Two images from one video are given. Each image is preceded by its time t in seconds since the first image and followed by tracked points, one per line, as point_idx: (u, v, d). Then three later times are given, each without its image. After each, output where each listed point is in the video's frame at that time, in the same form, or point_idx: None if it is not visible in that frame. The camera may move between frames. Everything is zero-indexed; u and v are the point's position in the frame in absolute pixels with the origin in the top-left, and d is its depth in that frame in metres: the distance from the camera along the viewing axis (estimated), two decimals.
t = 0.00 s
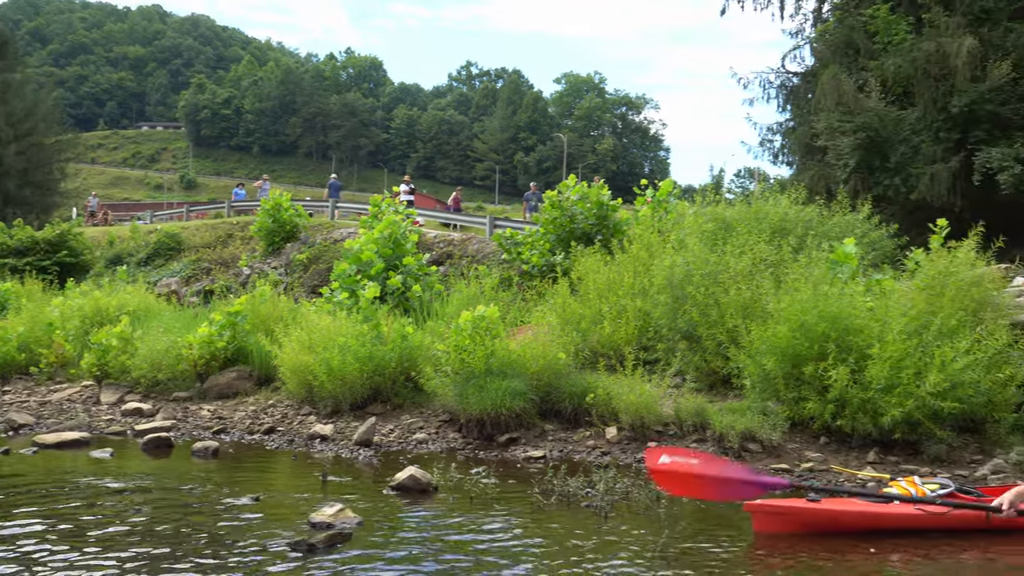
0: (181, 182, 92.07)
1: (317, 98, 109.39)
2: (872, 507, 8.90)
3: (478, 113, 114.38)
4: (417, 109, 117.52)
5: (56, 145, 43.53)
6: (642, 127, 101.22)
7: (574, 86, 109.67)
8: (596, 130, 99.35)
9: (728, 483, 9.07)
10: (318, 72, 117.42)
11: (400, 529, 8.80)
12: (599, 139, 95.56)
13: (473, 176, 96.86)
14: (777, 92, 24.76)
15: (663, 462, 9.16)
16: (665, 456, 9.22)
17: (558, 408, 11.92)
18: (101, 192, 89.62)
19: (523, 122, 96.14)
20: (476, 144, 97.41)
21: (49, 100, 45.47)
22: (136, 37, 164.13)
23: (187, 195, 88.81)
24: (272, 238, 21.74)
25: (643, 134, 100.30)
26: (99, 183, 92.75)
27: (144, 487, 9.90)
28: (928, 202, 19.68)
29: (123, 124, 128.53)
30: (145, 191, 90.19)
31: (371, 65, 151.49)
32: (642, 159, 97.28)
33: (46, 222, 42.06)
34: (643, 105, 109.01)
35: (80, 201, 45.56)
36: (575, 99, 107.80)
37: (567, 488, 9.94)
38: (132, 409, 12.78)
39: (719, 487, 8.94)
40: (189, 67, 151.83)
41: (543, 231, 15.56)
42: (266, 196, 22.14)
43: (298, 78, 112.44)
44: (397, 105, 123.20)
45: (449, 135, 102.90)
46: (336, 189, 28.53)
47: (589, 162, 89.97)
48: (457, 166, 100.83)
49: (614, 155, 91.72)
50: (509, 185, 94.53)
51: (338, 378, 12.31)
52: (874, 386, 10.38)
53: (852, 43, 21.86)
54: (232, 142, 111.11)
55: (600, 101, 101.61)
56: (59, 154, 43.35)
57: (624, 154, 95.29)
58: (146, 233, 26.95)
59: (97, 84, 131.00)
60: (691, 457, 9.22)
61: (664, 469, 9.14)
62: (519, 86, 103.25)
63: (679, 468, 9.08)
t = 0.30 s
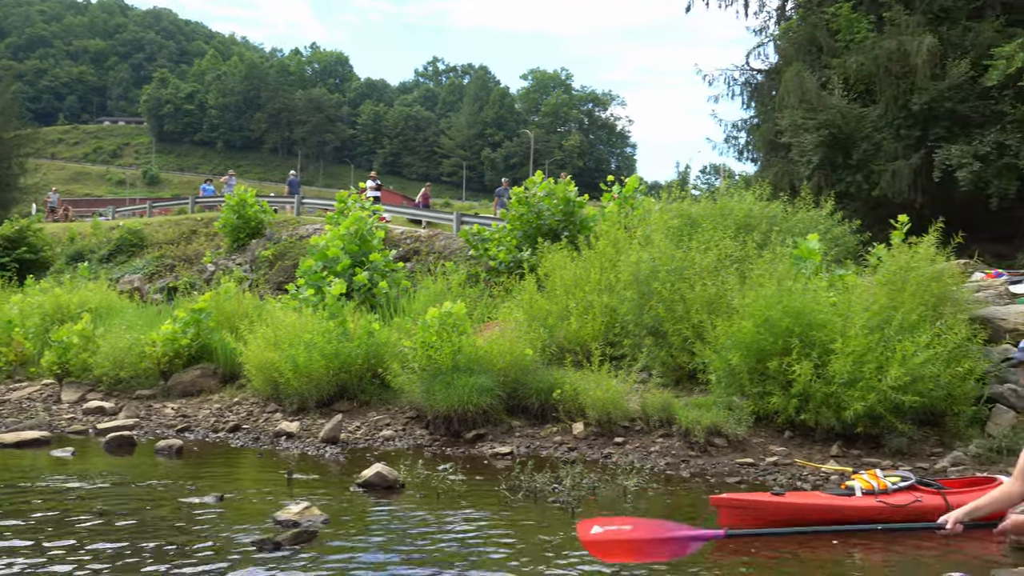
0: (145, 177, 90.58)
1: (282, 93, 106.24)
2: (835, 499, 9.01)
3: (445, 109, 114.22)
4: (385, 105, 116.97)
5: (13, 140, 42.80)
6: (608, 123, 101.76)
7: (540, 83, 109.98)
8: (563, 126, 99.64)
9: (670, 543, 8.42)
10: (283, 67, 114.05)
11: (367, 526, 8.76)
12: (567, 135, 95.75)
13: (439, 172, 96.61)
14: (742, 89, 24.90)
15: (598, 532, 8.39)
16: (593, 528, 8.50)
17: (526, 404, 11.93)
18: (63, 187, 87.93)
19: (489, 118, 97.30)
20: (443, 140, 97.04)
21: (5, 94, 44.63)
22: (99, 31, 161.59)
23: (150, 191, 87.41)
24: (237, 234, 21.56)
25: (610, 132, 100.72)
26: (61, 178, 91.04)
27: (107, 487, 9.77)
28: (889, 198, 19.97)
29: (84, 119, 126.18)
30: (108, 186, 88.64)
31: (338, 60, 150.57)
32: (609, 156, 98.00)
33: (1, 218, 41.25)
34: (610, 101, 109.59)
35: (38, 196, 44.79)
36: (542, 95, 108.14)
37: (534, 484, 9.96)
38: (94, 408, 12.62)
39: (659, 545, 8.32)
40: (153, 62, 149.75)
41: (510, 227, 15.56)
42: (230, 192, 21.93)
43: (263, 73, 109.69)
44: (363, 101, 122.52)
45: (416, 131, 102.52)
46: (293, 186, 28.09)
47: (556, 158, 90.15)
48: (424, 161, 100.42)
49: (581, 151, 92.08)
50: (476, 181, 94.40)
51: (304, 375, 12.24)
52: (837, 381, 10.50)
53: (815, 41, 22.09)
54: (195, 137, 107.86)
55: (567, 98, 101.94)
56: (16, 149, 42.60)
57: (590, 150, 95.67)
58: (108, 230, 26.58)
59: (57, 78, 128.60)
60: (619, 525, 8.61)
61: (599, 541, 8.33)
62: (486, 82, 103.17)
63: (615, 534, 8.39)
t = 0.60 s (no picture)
0: (110, 173, 89.08)
1: (248, 87, 104.86)
2: (801, 495, 9.08)
3: (414, 107, 113.88)
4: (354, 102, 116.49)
5: None
6: (577, 121, 102.17)
7: (508, 80, 110.41)
8: (531, 124, 99.88)
9: (595, 493, 6.73)
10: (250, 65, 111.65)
11: (334, 525, 8.71)
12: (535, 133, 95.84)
13: (409, 169, 96.11)
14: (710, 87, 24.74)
15: (526, 472, 7.03)
16: (529, 462, 7.10)
17: (495, 402, 11.92)
18: (26, 182, 86.30)
19: (458, 116, 98.40)
20: (411, 137, 96.68)
21: None
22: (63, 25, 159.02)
23: (115, 186, 85.87)
24: (203, 231, 21.35)
25: (578, 130, 101.55)
26: (24, 173, 89.32)
27: (70, 487, 9.62)
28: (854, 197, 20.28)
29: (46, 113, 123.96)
30: (72, 181, 87.10)
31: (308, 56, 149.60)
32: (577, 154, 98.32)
33: None
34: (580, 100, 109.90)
35: None
36: (512, 92, 108.23)
37: (503, 482, 9.95)
38: (57, 407, 12.45)
39: (574, 498, 6.71)
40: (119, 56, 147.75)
41: (478, 224, 15.53)
42: (196, 188, 21.69)
43: (230, 68, 107.49)
44: (331, 97, 121.71)
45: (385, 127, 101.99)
46: (258, 182, 28.05)
47: (525, 156, 90.20)
48: (393, 158, 99.92)
49: (549, 149, 92.22)
50: (445, 178, 94.14)
51: (272, 373, 12.15)
52: (803, 377, 10.59)
53: (782, 41, 21.92)
54: (160, 133, 105.33)
55: (537, 95, 102.09)
56: None
57: (559, 148, 95.93)
58: (71, 226, 26.19)
59: (20, 72, 126.27)
60: (558, 464, 7.05)
61: (526, 482, 7.07)
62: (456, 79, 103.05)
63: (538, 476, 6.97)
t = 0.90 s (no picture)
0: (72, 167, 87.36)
1: (216, 84, 102.59)
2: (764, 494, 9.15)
3: (382, 104, 113.27)
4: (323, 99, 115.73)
5: None
6: (545, 121, 102.28)
7: (478, 80, 110.44)
8: (500, 124, 99.97)
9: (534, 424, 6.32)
10: (217, 62, 109.15)
11: (300, 525, 8.67)
12: (503, 133, 95.79)
13: (377, 167, 95.51)
14: (677, 88, 24.82)
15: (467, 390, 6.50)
16: (471, 382, 6.61)
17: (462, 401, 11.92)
18: None
19: (427, 115, 97.24)
20: (379, 136, 96.18)
21: None
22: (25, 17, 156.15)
23: (77, 182, 84.22)
24: (168, 229, 21.13)
25: (546, 130, 101.54)
26: None
27: (30, 488, 9.49)
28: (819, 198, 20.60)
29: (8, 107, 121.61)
30: (33, 176, 85.34)
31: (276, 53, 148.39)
32: (546, 154, 98.41)
33: None
34: (548, 99, 109.98)
35: None
36: (481, 92, 108.12)
37: (469, 481, 9.96)
38: (16, 406, 12.28)
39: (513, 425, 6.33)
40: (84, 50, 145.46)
41: (446, 224, 15.53)
42: (160, 185, 21.46)
43: (195, 64, 104.09)
44: (298, 94, 120.73)
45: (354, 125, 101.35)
46: (219, 180, 27.83)
47: (492, 156, 90.12)
48: (360, 156, 99.33)
49: (517, 149, 92.29)
50: (411, 177, 93.67)
51: (236, 373, 12.07)
52: (767, 376, 10.70)
53: (748, 43, 22.09)
54: (124, 129, 102.70)
55: (505, 95, 102.07)
56: None
57: (528, 147, 96.06)
58: (31, 222, 25.78)
59: None
60: (501, 388, 6.61)
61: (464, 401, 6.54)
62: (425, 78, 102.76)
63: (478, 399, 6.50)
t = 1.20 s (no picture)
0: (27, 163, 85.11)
1: (174, 82, 98.25)
2: (724, 492, 9.23)
3: (346, 103, 112.47)
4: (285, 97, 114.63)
5: None
6: (508, 122, 102.42)
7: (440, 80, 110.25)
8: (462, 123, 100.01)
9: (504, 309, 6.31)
10: (178, 59, 104.96)
11: (260, 527, 8.58)
12: (466, 133, 95.61)
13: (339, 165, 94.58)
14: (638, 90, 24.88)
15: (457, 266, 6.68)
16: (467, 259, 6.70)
17: (423, 402, 11.91)
18: None
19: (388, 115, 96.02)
20: (342, 135, 95.40)
21: None
22: None
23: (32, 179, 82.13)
24: (126, 228, 20.84)
25: (509, 130, 101.63)
26: None
27: None
28: (778, 199, 20.90)
29: None
30: None
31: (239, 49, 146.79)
32: (508, 154, 98.51)
33: None
34: (512, 99, 110.09)
35: None
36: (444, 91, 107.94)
37: (431, 482, 9.94)
38: None
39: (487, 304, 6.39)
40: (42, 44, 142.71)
41: (409, 223, 15.48)
42: (118, 184, 21.16)
43: (156, 60, 99.56)
44: (259, 91, 119.13)
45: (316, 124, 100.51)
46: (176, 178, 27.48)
47: (455, 156, 89.96)
48: (323, 155, 98.60)
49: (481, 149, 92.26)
50: (374, 177, 93.00)
51: (196, 373, 11.96)
52: (727, 376, 10.80)
53: (709, 46, 22.06)
54: (81, 126, 99.61)
55: (468, 95, 102.06)
56: None
57: (492, 148, 96.10)
58: None
59: None
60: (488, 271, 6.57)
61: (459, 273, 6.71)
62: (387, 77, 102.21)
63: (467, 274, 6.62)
